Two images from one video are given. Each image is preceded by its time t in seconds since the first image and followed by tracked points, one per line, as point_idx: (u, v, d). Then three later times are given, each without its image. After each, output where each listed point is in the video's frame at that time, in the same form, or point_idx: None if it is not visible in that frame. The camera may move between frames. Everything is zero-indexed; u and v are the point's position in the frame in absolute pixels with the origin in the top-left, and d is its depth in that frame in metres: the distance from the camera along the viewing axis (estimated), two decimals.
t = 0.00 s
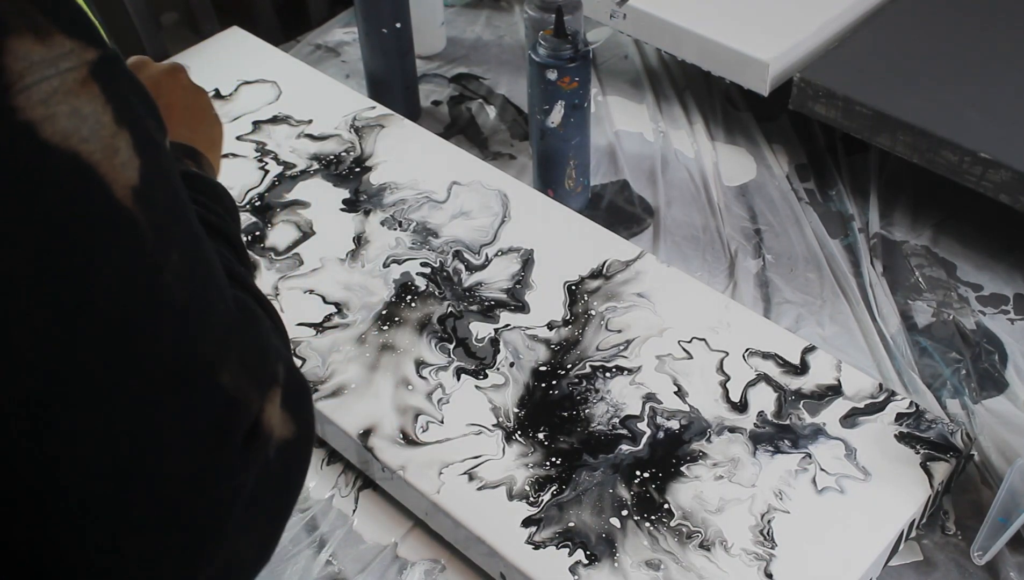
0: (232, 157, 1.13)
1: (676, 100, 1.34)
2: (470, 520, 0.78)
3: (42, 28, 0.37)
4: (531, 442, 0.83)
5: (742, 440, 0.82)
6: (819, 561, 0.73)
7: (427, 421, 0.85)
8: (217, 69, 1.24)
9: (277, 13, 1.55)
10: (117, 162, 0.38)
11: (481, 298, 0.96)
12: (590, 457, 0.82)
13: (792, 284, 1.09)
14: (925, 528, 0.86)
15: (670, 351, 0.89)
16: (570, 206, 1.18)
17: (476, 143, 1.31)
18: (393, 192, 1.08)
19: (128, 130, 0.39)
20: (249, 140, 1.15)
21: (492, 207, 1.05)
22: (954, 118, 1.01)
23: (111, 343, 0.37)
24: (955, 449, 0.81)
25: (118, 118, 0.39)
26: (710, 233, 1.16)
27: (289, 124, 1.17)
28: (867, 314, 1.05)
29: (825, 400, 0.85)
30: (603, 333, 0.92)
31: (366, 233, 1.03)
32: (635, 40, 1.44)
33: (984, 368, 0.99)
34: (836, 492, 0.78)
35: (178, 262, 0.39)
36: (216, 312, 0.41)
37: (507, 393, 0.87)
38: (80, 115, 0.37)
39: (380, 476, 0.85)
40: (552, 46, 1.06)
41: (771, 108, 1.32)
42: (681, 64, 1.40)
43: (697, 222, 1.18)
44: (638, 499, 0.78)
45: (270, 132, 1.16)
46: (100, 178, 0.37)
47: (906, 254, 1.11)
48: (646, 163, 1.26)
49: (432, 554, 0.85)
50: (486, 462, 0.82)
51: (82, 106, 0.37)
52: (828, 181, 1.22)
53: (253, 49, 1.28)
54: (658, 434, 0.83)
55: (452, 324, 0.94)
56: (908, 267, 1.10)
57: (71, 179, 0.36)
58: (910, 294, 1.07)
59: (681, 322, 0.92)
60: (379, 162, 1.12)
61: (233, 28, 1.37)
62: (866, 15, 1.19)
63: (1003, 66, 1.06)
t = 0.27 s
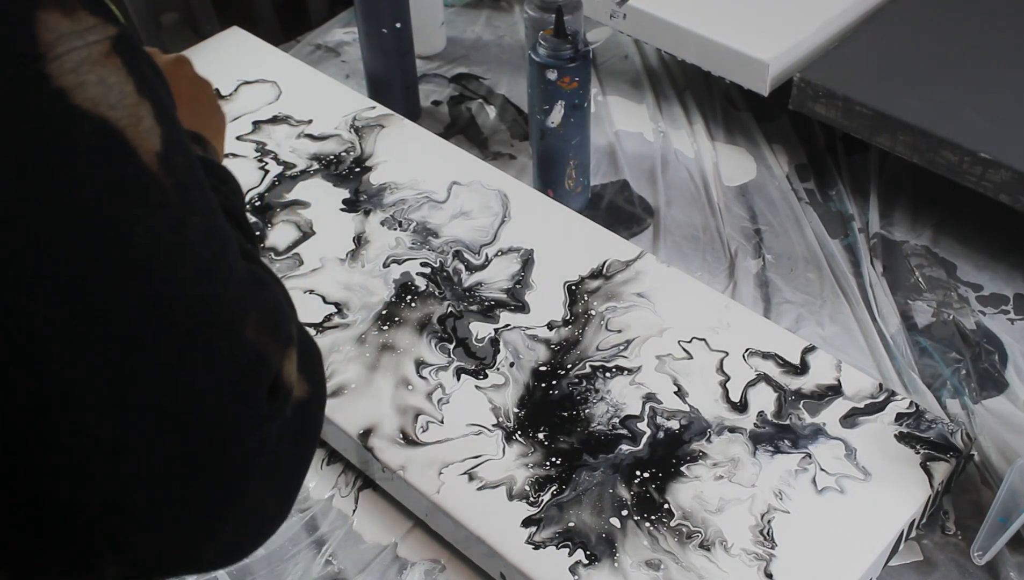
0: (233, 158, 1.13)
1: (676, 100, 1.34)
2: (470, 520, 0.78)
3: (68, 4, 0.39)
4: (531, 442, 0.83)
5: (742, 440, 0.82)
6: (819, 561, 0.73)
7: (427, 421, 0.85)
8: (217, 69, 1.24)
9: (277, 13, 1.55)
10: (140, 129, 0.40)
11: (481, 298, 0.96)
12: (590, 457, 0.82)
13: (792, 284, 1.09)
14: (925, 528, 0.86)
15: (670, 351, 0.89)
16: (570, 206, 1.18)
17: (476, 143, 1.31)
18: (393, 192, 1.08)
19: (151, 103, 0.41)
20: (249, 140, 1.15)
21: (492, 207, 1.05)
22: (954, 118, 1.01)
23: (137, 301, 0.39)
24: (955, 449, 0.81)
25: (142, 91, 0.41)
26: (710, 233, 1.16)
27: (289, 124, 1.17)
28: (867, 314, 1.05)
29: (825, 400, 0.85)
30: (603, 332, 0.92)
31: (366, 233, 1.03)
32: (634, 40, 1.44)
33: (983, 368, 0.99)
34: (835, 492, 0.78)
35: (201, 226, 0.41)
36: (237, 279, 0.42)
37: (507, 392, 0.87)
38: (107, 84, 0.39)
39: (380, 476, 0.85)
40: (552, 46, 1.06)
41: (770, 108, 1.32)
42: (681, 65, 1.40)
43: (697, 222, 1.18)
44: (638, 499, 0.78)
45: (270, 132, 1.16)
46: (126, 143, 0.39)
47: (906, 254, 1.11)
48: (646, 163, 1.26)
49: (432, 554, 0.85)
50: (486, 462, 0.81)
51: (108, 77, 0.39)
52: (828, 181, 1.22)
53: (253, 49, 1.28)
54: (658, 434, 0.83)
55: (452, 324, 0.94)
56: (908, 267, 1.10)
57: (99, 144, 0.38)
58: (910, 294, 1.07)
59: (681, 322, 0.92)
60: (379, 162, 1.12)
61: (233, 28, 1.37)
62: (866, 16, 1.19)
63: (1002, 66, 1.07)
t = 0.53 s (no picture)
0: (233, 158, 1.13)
1: (676, 100, 1.34)
2: (470, 520, 0.78)
3: (116, 6, 0.43)
4: (531, 442, 0.83)
5: (742, 440, 0.82)
6: (819, 561, 0.73)
7: (427, 421, 0.85)
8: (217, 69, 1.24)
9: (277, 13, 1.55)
10: (181, 121, 0.44)
11: (481, 298, 0.96)
12: (590, 457, 0.82)
13: (792, 284, 1.09)
14: (925, 528, 0.86)
15: (670, 351, 0.89)
16: (570, 206, 1.18)
17: (476, 143, 1.31)
18: (393, 192, 1.08)
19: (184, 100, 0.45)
20: (249, 141, 1.15)
21: (492, 207, 1.05)
22: (954, 118, 1.01)
23: (177, 276, 0.44)
24: (955, 449, 0.81)
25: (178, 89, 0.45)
26: (710, 233, 1.16)
27: (289, 124, 1.17)
28: (867, 314, 1.05)
29: (825, 400, 0.85)
30: (603, 332, 0.92)
31: (366, 233, 1.03)
32: (635, 40, 1.44)
33: (983, 368, 0.99)
34: (836, 492, 0.78)
35: (234, 211, 0.46)
36: (260, 260, 0.47)
37: (507, 392, 0.87)
38: (150, 80, 0.44)
39: (380, 476, 0.85)
40: (552, 46, 1.06)
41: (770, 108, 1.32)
42: (681, 64, 1.40)
43: (697, 222, 1.18)
44: (638, 500, 0.78)
45: (270, 132, 1.16)
46: (172, 135, 0.44)
47: (906, 254, 1.11)
48: (646, 163, 1.26)
49: (432, 554, 0.85)
50: (486, 462, 0.81)
51: (152, 74, 0.44)
52: (828, 181, 1.22)
53: (253, 49, 1.28)
54: (658, 434, 0.83)
55: (452, 324, 0.94)
56: (908, 267, 1.10)
57: (148, 136, 0.43)
58: (910, 294, 1.07)
59: (681, 322, 0.92)
60: (379, 162, 1.12)
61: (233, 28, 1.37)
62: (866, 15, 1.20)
63: (1002, 66, 1.07)
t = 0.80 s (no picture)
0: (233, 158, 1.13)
1: (676, 100, 1.34)
2: (470, 520, 0.78)
3: (136, 10, 0.44)
4: (531, 442, 0.83)
5: (742, 440, 0.82)
6: (819, 561, 0.73)
7: (427, 421, 0.85)
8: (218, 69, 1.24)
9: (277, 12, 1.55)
10: (196, 122, 0.46)
11: (481, 298, 0.96)
12: (590, 457, 0.82)
13: (792, 284, 1.09)
14: (925, 528, 0.86)
15: (670, 351, 0.89)
16: (570, 206, 1.18)
17: (476, 143, 1.31)
18: (393, 192, 1.08)
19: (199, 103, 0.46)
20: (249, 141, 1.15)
21: (492, 207, 1.05)
22: (954, 118, 1.01)
23: (184, 272, 0.45)
24: (955, 449, 0.81)
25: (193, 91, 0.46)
26: (710, 233, 1.16)
27: (289, 124, 1.17)
28: (867, 314, 1.05)
29: (825, 400, 0.85)
30: (603, 333, 0.92)
31: (366, 233, 1.03)
32: (635, 40, 1.44)
33: (984, 368, 0.99)
34: (836, 492, 0.78)
35: (244, 212, 0.47)
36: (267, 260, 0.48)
37: (507, 392, 0.87)
38: (169, 81, 0.45)
39: (380, 476, 0.85)
40: (552, 46, 1.06)
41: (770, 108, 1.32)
42: (681, 64, 1.40)
43: (697, 222, 1.18)
44: (638, 500, 0.78)
45: (270, 132, 1.16)
46: (187, 135, 0.45)
47: (906, 254, 1.11)
48: (646, 163, 1.26)
49: (432, 554, 0.85)
50: (486, 462, 0.81)
51: (170, 75, 0.45)
52: (828, 181, 1.22)
53: (253, 49, 1.28)
54: (658, 434, 0.83)
55: (452, 324, 0.94)
56: (908, 267, 1.10)
57: (162, 136, 0.44)
58: (910, 294, 1.07)
59: (681, 322, 0.92)
60: (379, 162, 1.12)
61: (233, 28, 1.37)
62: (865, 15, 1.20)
63: (1002, 65, 1.07)
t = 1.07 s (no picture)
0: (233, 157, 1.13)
1: (676, 100, 1.34)
2: (470, 520, 0.78)
3: (143, 6, 0.44)
4: (531, 442, 0.83)
5: (742, 440, 0.82)
6: (819, 561, 0.73)
7: (427, 421, 0.85)
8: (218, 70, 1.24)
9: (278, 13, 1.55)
10: (201, 119, 0.45)
11: (481, 298, 0.96)
12: (590, 457, 0.82)
13: (792, 284, 1.09)
14: (925, 528, 0.86)
15: (670, 351, 0.89)
16: (570, 206, 1.18)
17: (476, 143, 1.31)
18: (393, 192, 1.08)
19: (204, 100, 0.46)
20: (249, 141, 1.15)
21: (492, 207, 1.05)
22: (954, 118, 1.01)
23: (184, 270, 0.45)
24: (955, 449, 0.81)
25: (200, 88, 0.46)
26: (710, 233, 1.16)
27: (289, 124, 1.17)
28: (867, 314, 1.05)
29: (825, 400, 0.85)
30: (603, 333, 0.92)
31: (366, 233, 1.03)
32: (635, 40, 1.44)
33: (983, 368, 0.99)
34: (836, 492, 0.78)
35: (246, 208, 0.47)
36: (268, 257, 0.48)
37: (507, 392, 0.87)
38: (174, 77, 0.45)
39: (380, 476, 0.85)
40: (552, 46, 1.06)
41: (770, 108, 1.32)
42: (681, 65, 1.40)
43: (697, 222, 1.18)
44: (637, 499, 0.78)
45: (270, 132, 1.16)
46: (191, 132, 0.45)
47: (906, 254, 1.11)
48: (646, 164, 1.26)
49: (432, 554, 0.85)
50: (486, 462, 0.81)
51: (177, 71, 0.45)
52: (828, 181, 1.22)
53: (253, 49, 1.28)
54: (658, 434, 0.83)
55: (452, 324, 0.94)
56: (908, 267, 1.10)
57: (165, 132, 0.44)
58: (910, 294, 1.07)
59: (681, 322, 0.92)
60: (379, 162, 1.12)
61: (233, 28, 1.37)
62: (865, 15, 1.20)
63: (1002, 66, 1.07)
